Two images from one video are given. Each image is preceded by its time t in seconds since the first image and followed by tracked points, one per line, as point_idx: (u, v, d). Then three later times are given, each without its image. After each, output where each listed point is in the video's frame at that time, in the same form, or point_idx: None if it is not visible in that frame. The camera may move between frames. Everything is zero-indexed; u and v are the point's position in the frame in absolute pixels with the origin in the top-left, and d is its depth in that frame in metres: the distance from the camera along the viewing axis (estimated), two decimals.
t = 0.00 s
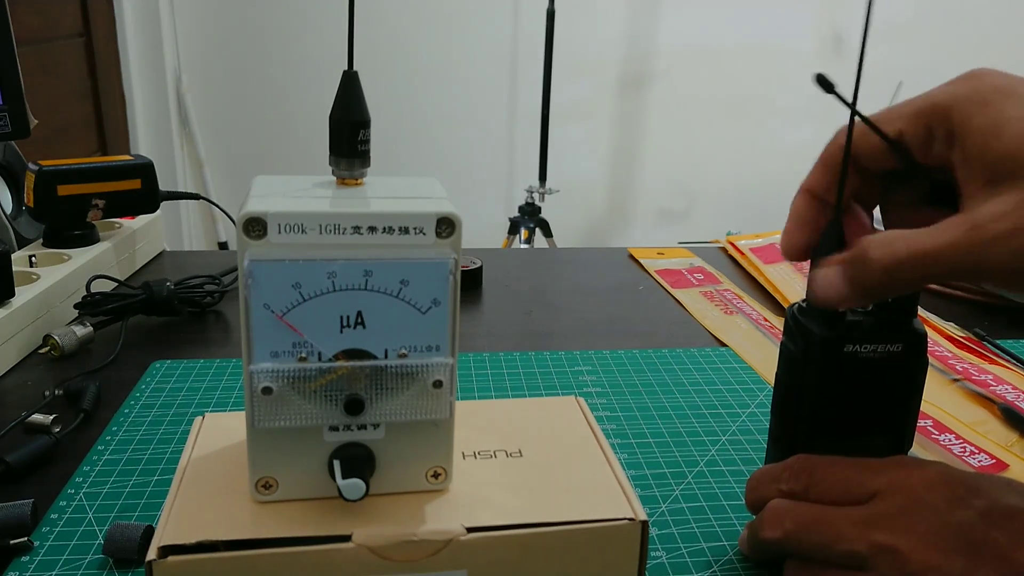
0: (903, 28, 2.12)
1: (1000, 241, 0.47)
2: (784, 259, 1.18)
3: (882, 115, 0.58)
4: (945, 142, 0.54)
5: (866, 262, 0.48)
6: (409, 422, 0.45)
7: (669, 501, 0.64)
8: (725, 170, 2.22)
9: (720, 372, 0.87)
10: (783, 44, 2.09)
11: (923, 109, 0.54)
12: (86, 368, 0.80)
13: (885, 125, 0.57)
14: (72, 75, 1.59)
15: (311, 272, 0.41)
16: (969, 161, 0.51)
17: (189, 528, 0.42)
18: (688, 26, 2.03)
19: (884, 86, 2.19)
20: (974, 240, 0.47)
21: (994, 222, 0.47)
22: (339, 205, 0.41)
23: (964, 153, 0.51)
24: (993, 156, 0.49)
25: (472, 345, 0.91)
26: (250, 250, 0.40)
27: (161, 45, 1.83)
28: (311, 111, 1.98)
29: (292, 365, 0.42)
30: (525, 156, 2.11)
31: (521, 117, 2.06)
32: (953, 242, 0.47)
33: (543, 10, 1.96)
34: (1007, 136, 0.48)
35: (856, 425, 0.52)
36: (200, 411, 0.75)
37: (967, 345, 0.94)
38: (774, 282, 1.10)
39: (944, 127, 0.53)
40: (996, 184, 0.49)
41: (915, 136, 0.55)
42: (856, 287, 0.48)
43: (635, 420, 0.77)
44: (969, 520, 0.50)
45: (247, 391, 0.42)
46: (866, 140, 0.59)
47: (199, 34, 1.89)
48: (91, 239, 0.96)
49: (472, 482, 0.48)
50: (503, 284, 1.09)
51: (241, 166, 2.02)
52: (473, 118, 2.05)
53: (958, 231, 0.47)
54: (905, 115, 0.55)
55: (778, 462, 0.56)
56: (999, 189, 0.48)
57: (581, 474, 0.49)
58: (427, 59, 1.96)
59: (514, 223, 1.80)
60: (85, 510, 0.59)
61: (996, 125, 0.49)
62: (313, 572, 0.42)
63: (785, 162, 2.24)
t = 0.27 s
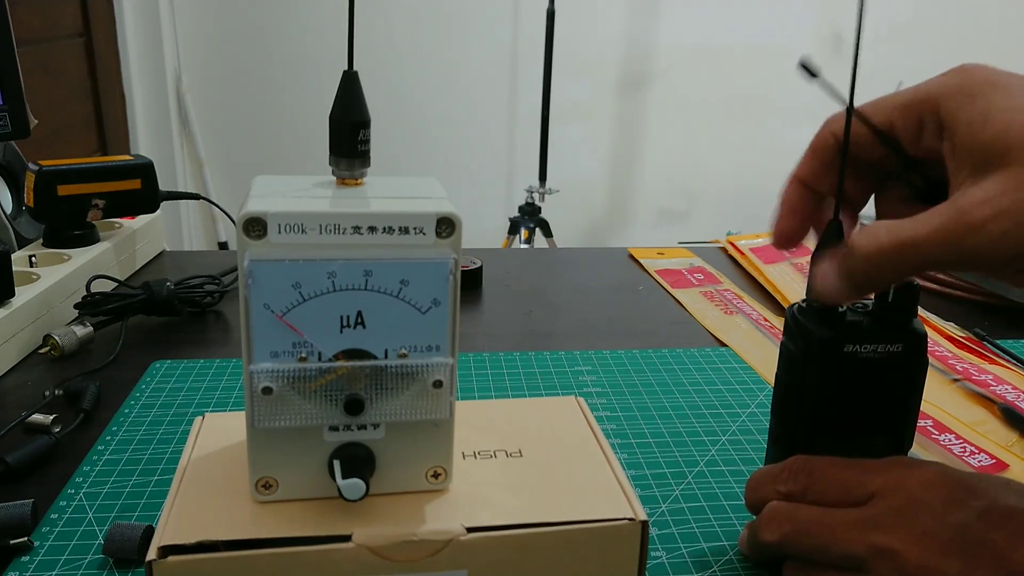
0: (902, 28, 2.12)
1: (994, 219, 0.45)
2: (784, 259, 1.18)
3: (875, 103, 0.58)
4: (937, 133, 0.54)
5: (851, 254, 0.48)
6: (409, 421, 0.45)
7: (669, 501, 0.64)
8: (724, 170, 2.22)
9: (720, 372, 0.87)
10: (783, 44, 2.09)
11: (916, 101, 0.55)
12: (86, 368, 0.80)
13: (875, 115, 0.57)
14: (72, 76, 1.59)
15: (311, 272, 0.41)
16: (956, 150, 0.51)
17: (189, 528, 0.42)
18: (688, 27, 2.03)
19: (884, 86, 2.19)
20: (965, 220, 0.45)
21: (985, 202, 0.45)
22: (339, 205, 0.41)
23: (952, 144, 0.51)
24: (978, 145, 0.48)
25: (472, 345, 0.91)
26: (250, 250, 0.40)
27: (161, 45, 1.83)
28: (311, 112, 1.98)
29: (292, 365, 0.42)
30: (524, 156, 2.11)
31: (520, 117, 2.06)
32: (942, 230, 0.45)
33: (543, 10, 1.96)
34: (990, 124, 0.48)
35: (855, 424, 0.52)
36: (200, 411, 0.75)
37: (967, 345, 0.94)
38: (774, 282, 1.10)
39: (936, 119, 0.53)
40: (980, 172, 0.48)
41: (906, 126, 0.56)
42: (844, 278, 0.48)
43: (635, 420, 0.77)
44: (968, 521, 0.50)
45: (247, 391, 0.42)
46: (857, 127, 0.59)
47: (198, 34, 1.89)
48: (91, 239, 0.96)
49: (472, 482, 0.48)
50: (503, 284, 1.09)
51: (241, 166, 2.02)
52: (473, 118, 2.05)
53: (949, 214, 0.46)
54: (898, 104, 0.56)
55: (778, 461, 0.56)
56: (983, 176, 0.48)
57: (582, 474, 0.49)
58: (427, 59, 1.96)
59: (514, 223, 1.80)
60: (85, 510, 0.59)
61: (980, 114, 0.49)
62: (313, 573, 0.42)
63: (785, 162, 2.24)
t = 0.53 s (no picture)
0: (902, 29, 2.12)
1: (972, 223, 0.45)
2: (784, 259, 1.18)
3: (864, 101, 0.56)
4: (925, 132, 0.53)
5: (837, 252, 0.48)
6: (409, 422, 0.45)
7: (669, 501, 0.64)
8: (724, 170, 2.22)
9: (720, 372, 0.87)
10: (783, 44, 2.09)
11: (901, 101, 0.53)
12: (86, 368, 0.80)
13: (866, 113, 0.56)
14: (72, 76, 1.59)
15: (311, 272, 0.41)
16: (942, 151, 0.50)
17: (189, 528, 0.42)
18: (688, 27, 2.03)
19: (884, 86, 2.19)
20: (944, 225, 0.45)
21: (964, 206, 0.45)
22: (339, 205, 0.41)
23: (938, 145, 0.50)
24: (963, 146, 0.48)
25: (472, 345, 0.91)
26: (250, 250, 0.40)
27: (161, 45, 1.83)
28: (311, 112, 1.98)
29: (292, 365, 0.42)
30: (525, 156, 2.11)
31: (520, 117, 2.06)
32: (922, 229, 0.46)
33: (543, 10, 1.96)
34: (977, 125, 0.47)
35: (854, 424, 0.52)
36: (200, 411, 0.75)
37: (967, 345, 0.94)
38: (774, 282, 1.10)
39: (924, 119, 0.52)
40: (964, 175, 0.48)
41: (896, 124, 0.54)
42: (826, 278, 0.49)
43: (635, 420, 0.77)
44: (967, 521, 0.49)
45: (247, 391, 0.42)
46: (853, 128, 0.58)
47: (198, 34, 1.89)
48: (91, 240, 0.96)
49: (473, 482, 0.48)
50: (503, 284, 1.09)
51: (241, 166, 2.02)
52: (473, 118, 2.05)
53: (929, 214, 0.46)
54: (887, 103, 0.54)
55: (778, 461, 0.56)
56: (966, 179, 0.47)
57: (582, 474, 0.49)
58: (427, 59, 1.96)
59: (514, 223, 1.80)
60: (85, 510, 0.59)
61: (969, 115, 0.48)
62: (313, 573, 0.42)
63: (785, 162, 2.24)
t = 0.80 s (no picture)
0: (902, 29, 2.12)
1: (969, 209, 0.46)
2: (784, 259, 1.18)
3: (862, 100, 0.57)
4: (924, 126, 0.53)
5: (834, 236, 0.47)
6: (409, 422, 0.45)
7: (669, 501, 0.64)
8: (724, 170, 2.22)
9: (720, 372, 0.87)
10: (783, 44, 2.09)
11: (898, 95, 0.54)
12: (86, 368, 0.80)
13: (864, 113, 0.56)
14: (72, 76, 1.59)
15: (311, 272, 0.41)
16: (939, 140, 0.50)
17: (189, 528, 0.42)
18: (688, 26, 2.03)
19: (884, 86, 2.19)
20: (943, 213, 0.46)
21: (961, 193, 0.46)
22: (339, 205, 0.41)
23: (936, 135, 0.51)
24: (960, 135, 0.48)
25: (472, 345, 0.91)
26: (250, 250, 0.40)
27: (161, 45, 1.83)
28: (311, 112, 1.98)
29: (292, 365, 0.42)
30: (524, 156, 2.11)
31: (520, 117, 2.06)
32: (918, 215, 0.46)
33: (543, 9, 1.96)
34: (974, 114, 0.48)
35: (854, 424, 0.52)
36: (200, 411, 0.75)
37: (967, 346, 0.94)
38: (774, 282, 1.10)
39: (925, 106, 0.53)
40: (961, 164, 0.48)
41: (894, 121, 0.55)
42: (825, 272, 0.48)
43: (635, 420, 0.77)
44: (967, 522, 0.49)
45: (247, 391, 0.42)
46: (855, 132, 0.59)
47: (198, 34, 1.89)
48: (91, 239, 0.96)
49: (472, 483, 0.48)
50: (503, 284, 1.09)
51: (241, 165, 2.02)
52: (473, 118, 2.05)
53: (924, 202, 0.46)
54: (884, 100, 0.55)
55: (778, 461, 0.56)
56: (963, 168, 0.48)
57: (582, 475, 0.49)
58: (427, 59, 1.96)
59: (515, 223, 1.80)
60: (85, 510, 0.59)
61: (964, 104, 0.49)
62: (312, 573, 0.42)
63: (784, 162, 2.24)
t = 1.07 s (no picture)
0: (902, 28, 2.12)
1: (950, 226, 0.47)
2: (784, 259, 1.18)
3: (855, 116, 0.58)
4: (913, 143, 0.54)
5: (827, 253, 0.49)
6: (409, 421, 0.45)
7: (669, 501, 0.64)
8: (725, 170, 2.22)
9: (720, 372, 0.87)
10: (783, 43, 2.09)
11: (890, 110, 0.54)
12: (86, 368, 0.80)
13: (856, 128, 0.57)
14: (72, 75, 1.59)
15: (311, 272, 0.41)
16: (938, 140, 0.50)
17: (188, 528, 0.42)
18: (688, 26, 2.03)
19: (884, 86, 2.19)
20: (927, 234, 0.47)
21: (944, 212, 0.47)
22: (339, 205, 0.41)
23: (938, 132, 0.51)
24: (945, 152, 0.49)
25: (472, 345, 0.91)
26: (250, 250, 0.40)
27: (161, 44, 1.83)
28: (311, 112, 1.98)
29: (292, 365, 0.42)
30: (524, 156, 2.11)
31: (520, 117, 2.06)
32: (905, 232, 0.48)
33: (543, 9, 1.96)
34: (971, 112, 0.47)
35: (854, 424, 0.52)
36: (200, 411, 0.75)
37: (967, 346, 0.94)
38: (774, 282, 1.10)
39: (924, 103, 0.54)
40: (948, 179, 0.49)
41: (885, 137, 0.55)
42: (818, 289, 0.49)
43: (635, 420, 0.77)
44: (967, 522, 0.49)
45: (247, 391, 0.42)
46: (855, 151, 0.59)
47: (198, 33, 1.89)
48: (91, 239, 0.96)
49: (472, 482, 0.48)
50: (504, 283, 1.09)
51: (241, 165, 2.02)
52: (472, 118, 2.05)
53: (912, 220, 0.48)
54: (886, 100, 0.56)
55: (778, 461, 0.56)
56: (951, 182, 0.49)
57: (582, 475, 0.49)
58: (426, 58, 1.96)
59: (515, 223, 1.80)
60: (85, 510, 0.59)
61: (950, 120, 0.49)
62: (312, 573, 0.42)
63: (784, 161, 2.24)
